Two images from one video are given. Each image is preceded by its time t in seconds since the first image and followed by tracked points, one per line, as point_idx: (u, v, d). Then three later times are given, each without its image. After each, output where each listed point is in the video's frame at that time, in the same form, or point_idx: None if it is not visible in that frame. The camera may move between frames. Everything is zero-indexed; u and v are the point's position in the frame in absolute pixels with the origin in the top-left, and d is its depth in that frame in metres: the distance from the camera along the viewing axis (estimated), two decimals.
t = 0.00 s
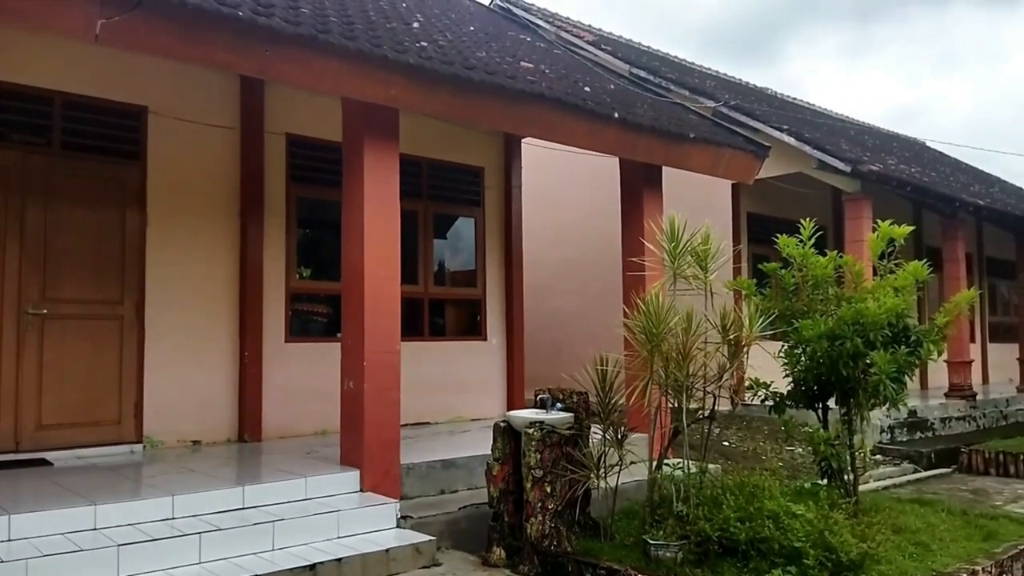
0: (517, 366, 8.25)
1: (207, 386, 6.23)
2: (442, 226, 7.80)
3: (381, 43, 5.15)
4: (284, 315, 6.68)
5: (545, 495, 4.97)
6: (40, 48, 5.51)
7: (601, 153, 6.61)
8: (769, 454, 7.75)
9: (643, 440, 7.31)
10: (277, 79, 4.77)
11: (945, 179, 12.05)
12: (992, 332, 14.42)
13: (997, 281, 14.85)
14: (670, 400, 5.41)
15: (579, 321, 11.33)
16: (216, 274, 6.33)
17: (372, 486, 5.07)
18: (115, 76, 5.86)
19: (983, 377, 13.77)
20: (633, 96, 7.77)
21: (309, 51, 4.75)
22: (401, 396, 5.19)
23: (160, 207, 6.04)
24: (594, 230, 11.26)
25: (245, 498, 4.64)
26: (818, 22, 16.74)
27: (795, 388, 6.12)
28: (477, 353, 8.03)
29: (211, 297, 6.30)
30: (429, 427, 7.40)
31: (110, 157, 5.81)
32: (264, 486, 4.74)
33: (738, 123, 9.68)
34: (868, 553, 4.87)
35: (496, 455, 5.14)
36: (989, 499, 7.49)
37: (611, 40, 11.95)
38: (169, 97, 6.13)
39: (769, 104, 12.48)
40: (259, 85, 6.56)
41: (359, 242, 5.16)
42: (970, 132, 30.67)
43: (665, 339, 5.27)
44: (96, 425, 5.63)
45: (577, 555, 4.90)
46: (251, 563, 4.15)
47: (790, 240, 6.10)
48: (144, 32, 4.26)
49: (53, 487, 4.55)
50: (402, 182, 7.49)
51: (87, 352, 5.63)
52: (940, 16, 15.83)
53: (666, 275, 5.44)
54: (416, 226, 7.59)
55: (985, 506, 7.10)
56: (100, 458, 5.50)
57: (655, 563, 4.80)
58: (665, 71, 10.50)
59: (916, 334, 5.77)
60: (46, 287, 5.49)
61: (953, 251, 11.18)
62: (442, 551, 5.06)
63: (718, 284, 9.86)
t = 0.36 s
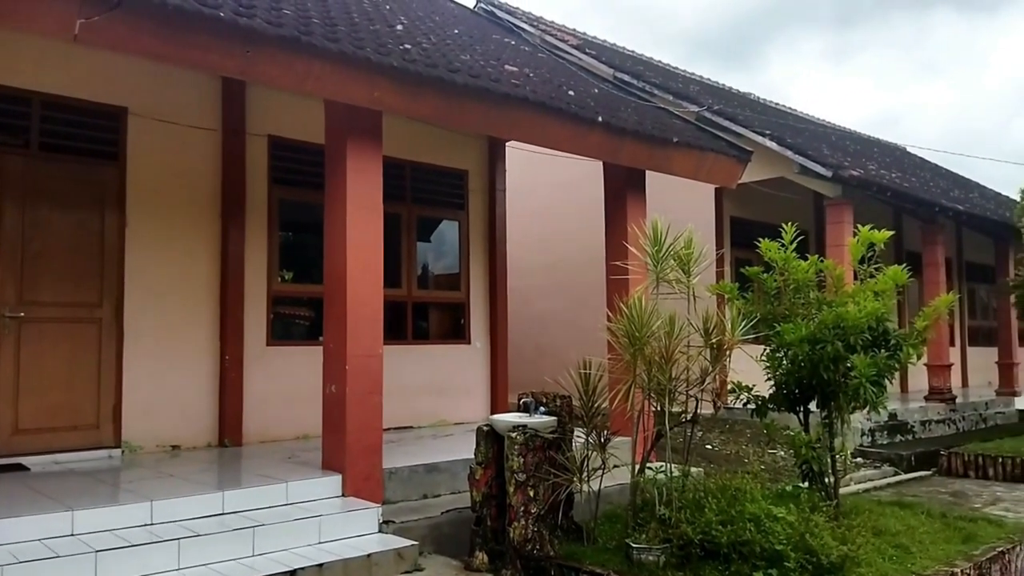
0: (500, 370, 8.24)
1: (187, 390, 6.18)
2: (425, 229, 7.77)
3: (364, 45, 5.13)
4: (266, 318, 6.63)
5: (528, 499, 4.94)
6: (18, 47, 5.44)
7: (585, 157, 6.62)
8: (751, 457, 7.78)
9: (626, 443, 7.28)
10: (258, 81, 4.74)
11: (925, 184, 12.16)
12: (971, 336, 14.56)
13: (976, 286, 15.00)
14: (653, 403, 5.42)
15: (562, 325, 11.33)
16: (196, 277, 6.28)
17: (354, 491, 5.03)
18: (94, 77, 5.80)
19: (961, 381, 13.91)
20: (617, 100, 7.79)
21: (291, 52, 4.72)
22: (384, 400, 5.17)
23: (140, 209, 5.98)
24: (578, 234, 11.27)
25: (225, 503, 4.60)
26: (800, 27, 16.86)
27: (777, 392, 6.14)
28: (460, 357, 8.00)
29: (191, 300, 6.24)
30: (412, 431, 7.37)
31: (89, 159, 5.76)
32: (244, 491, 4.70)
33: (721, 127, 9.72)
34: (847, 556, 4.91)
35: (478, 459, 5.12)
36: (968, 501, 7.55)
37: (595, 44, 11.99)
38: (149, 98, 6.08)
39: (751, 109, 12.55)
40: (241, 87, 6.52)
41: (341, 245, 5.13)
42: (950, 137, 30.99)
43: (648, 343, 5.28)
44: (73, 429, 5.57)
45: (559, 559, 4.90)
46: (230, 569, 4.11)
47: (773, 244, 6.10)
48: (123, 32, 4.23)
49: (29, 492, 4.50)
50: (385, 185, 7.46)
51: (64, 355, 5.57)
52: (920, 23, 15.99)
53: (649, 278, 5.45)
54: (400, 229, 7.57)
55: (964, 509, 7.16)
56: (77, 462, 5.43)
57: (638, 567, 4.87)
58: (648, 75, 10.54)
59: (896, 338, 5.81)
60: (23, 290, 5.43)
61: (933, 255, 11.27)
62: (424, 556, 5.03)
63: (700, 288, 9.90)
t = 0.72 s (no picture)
0: (486, 373, 8.22)
1: (170, 393, 6.13)
2: (412, 232, 7.75)
3: (350, 47, 5.12)
4: (250, 321, 6.60)
5: (514, 502, 4.94)
6: None
7: (571, 160, 6.62)
8: (736, 460, 7.80)
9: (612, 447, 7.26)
10: (243, 82, 4.71)
11: (909, 189, 12.25)
12: (955, 339, 14.66)
13: (959, 289, 15.13)
14: (638, 406, 5.43)
15: (549, 328, 11.33)
16: (180, 280, 6.23)
17: (338, 494, 5.01)
18: (77, 77, 5.76)
19: (945, 384, 14.01)
20: (604, 103, 7.80)
21: (276, 54, 4.70)
22: (369, 403, 5.15)
23: (123, 211, 5.94)
24: (565, 237, 11.28)
25: (207, 507, 4.56)
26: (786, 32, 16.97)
27: (762, 395, 6.15)
28: (447, 360, 7.99)
29: (174, 303, 6.19)
30: (397, 435, 7.34)
31: (71, 160, 5.71)
32: (227, 495, 4.66)
33: (707, 131, 9.76)
34: (832, 558, 4.93)
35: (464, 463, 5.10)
36: (951, 504, 7.60)
37: (583, 48, 12.01)
38: (133, 99, 6.04)
39: (738, 114, 12.60)
40: (226, 88, 6.49)
41: (326, 248, 5.11)
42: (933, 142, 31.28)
43: (635, 346, 5.28)
44: (54, 433, 5.53)
45: (545, 563, 4.92)
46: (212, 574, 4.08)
47: (757, 248, 6.14)
48: (106, 32, 4.19)
49: (9, 497, 4.45)
50: (371, 187, 7.43)
51: (45, 358, 5.53)
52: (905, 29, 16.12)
53: (635, 282, 5.45)
54: (386, 231, 7.54)
55: (947, 511, 7.21)
56: (58, 466, 5.38)
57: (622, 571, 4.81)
58: (635, 79, 10.56)
59: (879, 341, 5.84)
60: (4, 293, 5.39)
61: (917, 259, 11.35)
62: (409, 560, 5.01)
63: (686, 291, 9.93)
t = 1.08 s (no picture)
0: (473, 377, 8.18)
1: (152, 399, 6.05)
2: (398, 235, 7.71)
3: (336, 49, 5.08)
4: (234, 325, 6.53)
5: (500, 508, 4.90)
6: None
7: (559, 164, 6.60)
8: (723, 465, 7.79)
9: (599, 452, 7.24)
10: (227, 84, 4.66)
11: (895, 195, 12.31)
12: (940, 344, 14.74)
13: (944, 295, 15.21)
14: (625, 411, 5.41)
15: (536, 332, 11.31)
16: (163, 283, 6.16)
17: (322, 501, 4.95)
18: (60, 79, 5.70)
19: (930, 389, 14.08)
20: (591, 107, 7.79)
21: (261, 56, 4.66)
22: (354, 409, 5.10)
23: (105, 214, 5.87)
24: (552, 241, 11.27)
25: (190, 515, 4.50)
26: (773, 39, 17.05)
27: (748, 400, 6.15)
28: (433, 364, 7.94)
29: (156, 307, 6.12)
30: (383, 440, 7.29)
31: (53, 162, 5.65)
32: (210, 502, 4.61)
33: (694, 136, 9.77)
34: (818, 563, 4.93)
35: (450, 468, 5.05)
36: (937, 508, 7.62)
37: (571, 52, 12.00)
38: (116, 101, 5.98)
39: (725, 119, 12.63)
40: (210, 90, 6.43)
41: (311, 252, 5.06)
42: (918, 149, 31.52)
43: (621, 350, 5.27)
44: (34, 439, 5.46)
45: (530, 569, 4.88)
46: None
47: (743, 253, 6.13)
48: (88, 33, 4.14)
49: None
50: (358, 191, 7.39)
51: (24, 363, 5.46)
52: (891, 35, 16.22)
53: (623, 287, 5.44)
54: (372, 235, 7.50)
55: (933, 516, 7.22)
56: (38, 473, 5.31)
57: None
58: (623, 84, 10.57)
59: (865, 346, 5.83)
60: None
61: (902, 264, 11.40)
62: (394, 566, 4.96)
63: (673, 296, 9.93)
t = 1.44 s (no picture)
0: (460, 382, 8.15)
1: (134, 404, 5.99)
2: (385, 239, 7.67)
3: (322, 52, 5.05)
4: (218, 329, 6.48)
5: (486, 514, 4.87)
6: None
7: (546, 169, 6.59)
8: (710, 469, 7.79)
9: (586, 457, 7.21)
10: (212, 87, 4.62)
11: (880, 200, 12.37)
12: (924, 349, 14.82)
13: (928, 299, 15.30)
14: (612, 416, 5.40)
15: (523, 337, 11.29)
16: (145, 287, 6.10)
17: (306, 507, 4.91)
18: (42, 80, 5.64)
19: (914, 393, 14.15)
20: (578, 111, 7.78)
21: (246, 58, 4.63)
22: (339, 414, 5.06)
23: (87, 216, 5.81)
24: (539, 245, 11.26)
25: (172, 522, 4.45)
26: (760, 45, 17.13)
27: (734, 404, 6.14)
28: (419, 369, 7.90)
29: (139, 311, 6.05)
30: (369, 446, 7.24)
31: (34, 164, 5.59)
32: (193, 509, 4.56)
33: (681, 141, 9.79)
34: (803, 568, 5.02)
35: (437, 474, 5.03)
36: (921, 512, 7.64)
37: (559, 56, 12.01)
38: (99, 103, 5.93)
39: (712, 124, 12.66)
40: (194, 92, 6.38)
41: (296, 256, 5.02)
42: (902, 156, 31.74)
43: (608, 355, 5.25)
44: (14, 444, 5.39)
45: None
46: None
47: (729, 258, 6.13)
48: (70, 34, 4.09)
49: None
50: (343, 194, 7.35)
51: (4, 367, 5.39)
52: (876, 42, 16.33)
53: (610, 291, 5.43)
54: (358, 239, 7.46)
55: (917, 520, 7.24)
56: (17, 479, 5.24)
57: None
58: (610, 88, 10.58)
59: (849, 351, 5.84)
60: None
61: (887, 270, 11.45)
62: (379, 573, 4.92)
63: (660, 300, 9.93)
